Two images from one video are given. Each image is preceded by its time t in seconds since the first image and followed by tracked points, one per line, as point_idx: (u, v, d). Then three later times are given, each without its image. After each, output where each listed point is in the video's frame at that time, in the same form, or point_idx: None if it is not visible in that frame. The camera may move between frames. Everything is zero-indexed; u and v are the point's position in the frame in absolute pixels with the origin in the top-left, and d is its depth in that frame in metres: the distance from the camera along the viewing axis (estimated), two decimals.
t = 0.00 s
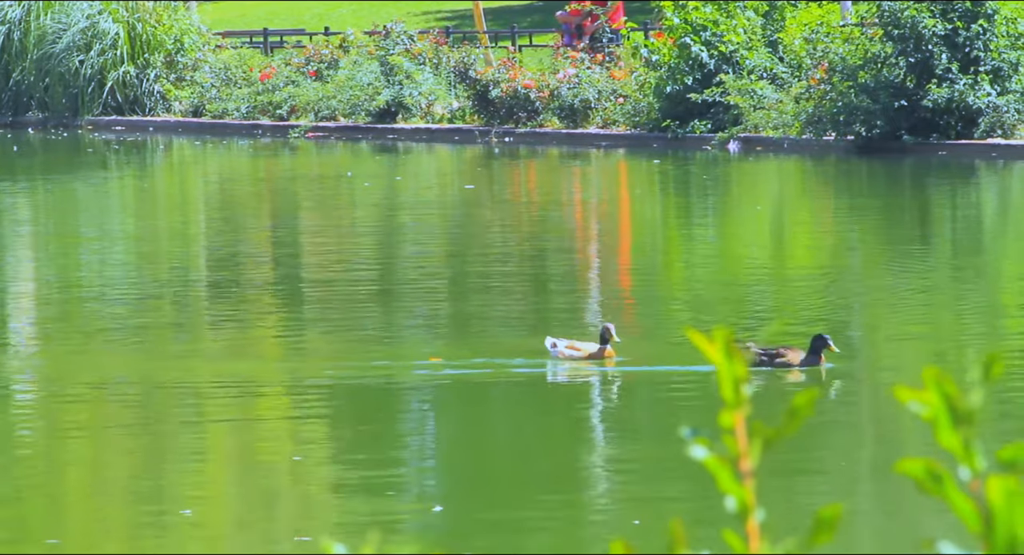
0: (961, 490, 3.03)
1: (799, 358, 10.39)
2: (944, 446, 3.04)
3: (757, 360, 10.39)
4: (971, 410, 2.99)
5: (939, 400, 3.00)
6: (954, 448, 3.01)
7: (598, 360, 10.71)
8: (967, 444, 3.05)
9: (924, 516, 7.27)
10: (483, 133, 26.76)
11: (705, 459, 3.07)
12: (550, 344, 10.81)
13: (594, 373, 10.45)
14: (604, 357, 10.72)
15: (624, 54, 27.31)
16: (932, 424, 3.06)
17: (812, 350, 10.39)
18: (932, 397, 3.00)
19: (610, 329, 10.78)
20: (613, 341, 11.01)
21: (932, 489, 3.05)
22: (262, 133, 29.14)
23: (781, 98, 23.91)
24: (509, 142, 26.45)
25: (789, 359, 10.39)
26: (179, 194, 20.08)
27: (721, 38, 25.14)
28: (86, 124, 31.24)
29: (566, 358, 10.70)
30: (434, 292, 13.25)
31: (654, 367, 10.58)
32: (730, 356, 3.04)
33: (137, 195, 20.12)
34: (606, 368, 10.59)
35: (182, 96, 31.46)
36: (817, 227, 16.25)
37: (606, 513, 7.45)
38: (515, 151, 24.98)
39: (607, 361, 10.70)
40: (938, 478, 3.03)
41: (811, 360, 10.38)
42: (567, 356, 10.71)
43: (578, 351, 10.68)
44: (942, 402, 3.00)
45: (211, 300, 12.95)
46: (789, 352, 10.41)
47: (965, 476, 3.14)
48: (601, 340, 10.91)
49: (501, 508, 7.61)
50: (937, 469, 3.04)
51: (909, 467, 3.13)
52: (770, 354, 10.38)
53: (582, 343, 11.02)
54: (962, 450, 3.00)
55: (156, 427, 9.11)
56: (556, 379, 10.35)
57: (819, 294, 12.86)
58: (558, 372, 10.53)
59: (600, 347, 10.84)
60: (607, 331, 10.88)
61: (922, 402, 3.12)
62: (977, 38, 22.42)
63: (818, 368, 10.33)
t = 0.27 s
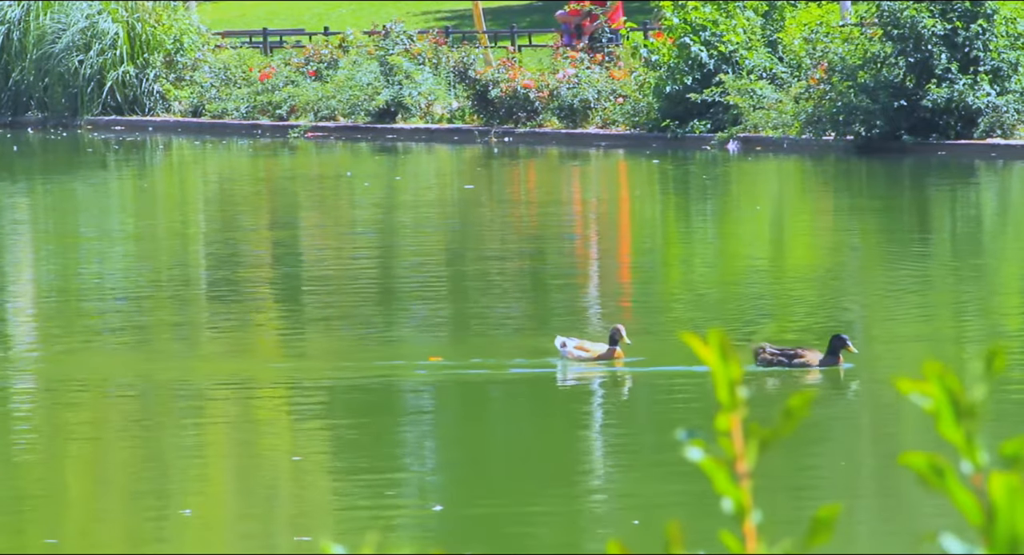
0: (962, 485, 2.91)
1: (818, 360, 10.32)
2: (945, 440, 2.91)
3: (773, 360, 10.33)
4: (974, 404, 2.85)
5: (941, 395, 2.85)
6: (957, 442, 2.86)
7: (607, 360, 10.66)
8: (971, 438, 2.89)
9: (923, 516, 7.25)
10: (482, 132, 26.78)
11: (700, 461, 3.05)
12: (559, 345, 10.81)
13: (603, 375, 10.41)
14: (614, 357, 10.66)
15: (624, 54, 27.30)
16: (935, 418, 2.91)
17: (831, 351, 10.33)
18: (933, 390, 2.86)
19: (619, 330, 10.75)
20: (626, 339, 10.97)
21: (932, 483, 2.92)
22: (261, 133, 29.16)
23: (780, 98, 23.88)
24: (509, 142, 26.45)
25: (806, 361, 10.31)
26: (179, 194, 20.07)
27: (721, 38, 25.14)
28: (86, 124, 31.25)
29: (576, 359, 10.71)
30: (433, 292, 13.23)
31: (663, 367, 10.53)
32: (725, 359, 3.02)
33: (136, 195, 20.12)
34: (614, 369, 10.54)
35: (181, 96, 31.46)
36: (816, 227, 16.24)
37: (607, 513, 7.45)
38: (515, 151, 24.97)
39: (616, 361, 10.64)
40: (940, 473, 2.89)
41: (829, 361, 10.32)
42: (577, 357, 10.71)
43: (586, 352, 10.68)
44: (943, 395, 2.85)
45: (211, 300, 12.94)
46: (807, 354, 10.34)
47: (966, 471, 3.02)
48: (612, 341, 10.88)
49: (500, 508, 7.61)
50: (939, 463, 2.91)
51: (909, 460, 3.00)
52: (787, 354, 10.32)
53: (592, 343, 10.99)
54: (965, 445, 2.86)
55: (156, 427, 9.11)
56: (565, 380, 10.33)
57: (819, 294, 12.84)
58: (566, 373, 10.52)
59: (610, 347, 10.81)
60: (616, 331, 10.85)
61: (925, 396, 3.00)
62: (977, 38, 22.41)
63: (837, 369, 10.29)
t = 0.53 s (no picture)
0: (975, 481, 2.91)
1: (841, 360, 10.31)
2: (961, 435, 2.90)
3: (795, 360, 10.27)
4: (988, 401, 2.87)
5: (957, 389, 2.87)
6: (971, 438, 2.87)
7: (623, 361, 10.68)
8: (983, 435, 2.90)
9: (927, 514, 7.24)
10: (483, 132, 26.78)
11: (713, 454, 3.04)
12: (570, 343, 10.77)
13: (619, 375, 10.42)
14: (629, 358, 10.68)
15: (624, 54, 27.28)
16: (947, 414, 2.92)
17: (855, 351, 10.33)
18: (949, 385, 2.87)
19: (635, 330, 10.76)
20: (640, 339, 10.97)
21: (946, 478, 2.93)
22: (261, 133, 29.16)
23: (780, 98, 23.85)
24: (509, 142, 26.45)
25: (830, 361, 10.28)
26: (179, 194, 20.07)
27: (721, 38, 25.15)
28: (86, 123, 31.25)
29: (589, 358, 10.67)
30: (434, 291, 13.23)
31: (680, 367, 10.54)
32: (739, 351, 3.01)
33: (136, 195, 20.11)
34: (630, 369, 10.56)
35: (182, 96, 31.46)
36: (817, 227, 16.23)
37: (607, 512, 7.44)
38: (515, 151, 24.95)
39: (631, 362, 10.67)
40: (954, 468, 2.90)
41: (854, 362, 10.30)
42: (590, 357, 10.67)
43: (601, 352, 10.65)
44: (958, 388, 2.87)
45: (212, 300, 12.93)
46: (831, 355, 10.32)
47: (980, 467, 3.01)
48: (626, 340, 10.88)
49: (501, 508, 7.60)
50: (954, 458, 2.92)
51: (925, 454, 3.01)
52: (811, 354, 10.29)
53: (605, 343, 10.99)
54: (979, 440, 2.86)
55: (157, 427, 9.11)
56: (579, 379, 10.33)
57: (819, 293, 12.84)
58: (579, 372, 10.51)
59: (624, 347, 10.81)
60: (631, 331, 10.85)
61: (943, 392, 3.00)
62: (977, 38, 22.44)
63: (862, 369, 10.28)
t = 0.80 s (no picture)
0: (965, 485, 2.93)
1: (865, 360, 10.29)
2: (948, 440, 2.92)
3: (818, 360, 10.19)
4: (977, 403, 2.87)
5: (944, 395, 2.88)
6: (959, 441, 2.88)
7: (637, 361, 10.69)
8: (972, 438, 2.92)
9: (925, 515, 7.25)
10: (483, 132, 26.77)
11: (707, 457, 3.04)
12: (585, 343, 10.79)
13: (632, 374, 10.44)
14: (644, 358, 10.70)
15: (625, 54, 27.23)
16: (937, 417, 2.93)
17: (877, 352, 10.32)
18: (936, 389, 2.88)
19: (651, 331, 10.78)
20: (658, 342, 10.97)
21: (934, 483, 2.93)
22: (262, 133, 29.16)
23: (781, 97, 23.84)
24: (510, 141, 26.43)
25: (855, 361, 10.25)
26: (180, 194, 20.05)
27: (721, 38, 25.16)
28: (86, 123, 31.22)
29: (603, 358, 10.69)
30: (434, 291, 13.21)
31: (695, 367, 10.57)
32: (733, 354, 3.00)
33: (136, 194, 20.09)
34: (644, 368, 10.58)
35: (183, 95, 31.40)
36: (818, 226, 16.22)
37: (606, 512, 7.45)
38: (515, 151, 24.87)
39: (647, 362, 10.68)
40: (941, 471, 2.92)
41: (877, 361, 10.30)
42: (604, 357, 10.68)
43: (615, 352, 10.66)
44: (944, 393, 2.88)
45: (211, 300, 12.92)
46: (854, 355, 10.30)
47: (969, 469, 3.02)
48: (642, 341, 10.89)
49: (500, 507, 7.60)
50: (940, 461, 2.93)
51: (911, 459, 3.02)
52: (835, 353, 10.24)
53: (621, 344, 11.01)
54: (966, 444, 2.88)
55: (157, 427, 9.10)
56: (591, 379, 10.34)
57: (819, 294, 12.83)
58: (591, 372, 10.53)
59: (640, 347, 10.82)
60: (648, 333, 10.86)
61: (925, 398, 3.01)
62: (978, 37, 22.45)
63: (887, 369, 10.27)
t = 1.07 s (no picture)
0: (960, 484, 2.94)
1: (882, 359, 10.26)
2: (945, 439, 2.93)
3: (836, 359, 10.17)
4: (973, 402, 2.90)
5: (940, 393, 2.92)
6: (955, 440, 2.91)
7: (647, 361, 10.70)
8: (968, 437, 2.94)
9: (924, 514, 7.25)
10: (483, 132, 26.77)
11: (705, 455, 3.04)
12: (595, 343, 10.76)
13: (643, 375, 10.46)
14: (654, 358, 10.72)
15: (625, 54, 27.25)
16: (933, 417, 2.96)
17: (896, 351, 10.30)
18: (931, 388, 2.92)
19: (660, 330, 10.77)
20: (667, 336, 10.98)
21: (930, 481, 2.95)
22: (261, 133, 29.17)
23: (781, 97, 23.85)
24: (509, 141, 26.43)
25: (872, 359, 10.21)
26: (180, 194, 20.04)
27: (721, 38, 25.16)
28: (86, 124, 31.23)
29: (613, 358, 10.67)
30: (434, 291, 13.21)
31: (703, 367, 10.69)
32: (730, 352, 3.00)
33: (136, 195, 20.10)
34: (655, 369, 10.61)
35: (182, 96, 31.42)
36: (817, 226, 16.22)
37: (607, 512, 7.45)
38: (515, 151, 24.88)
39: (658, 362, 10.70)
40: (937, 471, 2.93)
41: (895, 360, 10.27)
42: (614, 357, 10.66)
43: (626, 352, 10.64)
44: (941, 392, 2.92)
45: (211, 300, 12.92)
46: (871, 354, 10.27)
47: (965, 470, 3.03)
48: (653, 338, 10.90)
49: (501, 507, 7.61)
50: (936, 461, 2.94)
51: (906, 457, 3.04)
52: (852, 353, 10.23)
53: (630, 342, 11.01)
54: (962, 442, 2.91)
55: (157, 427, 9.10)
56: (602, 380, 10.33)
57: (819, 293, 12.82)
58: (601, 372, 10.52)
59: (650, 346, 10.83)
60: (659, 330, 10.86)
61: (922, 396, 3.03)
62: (977, 37, 22.43)
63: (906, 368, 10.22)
